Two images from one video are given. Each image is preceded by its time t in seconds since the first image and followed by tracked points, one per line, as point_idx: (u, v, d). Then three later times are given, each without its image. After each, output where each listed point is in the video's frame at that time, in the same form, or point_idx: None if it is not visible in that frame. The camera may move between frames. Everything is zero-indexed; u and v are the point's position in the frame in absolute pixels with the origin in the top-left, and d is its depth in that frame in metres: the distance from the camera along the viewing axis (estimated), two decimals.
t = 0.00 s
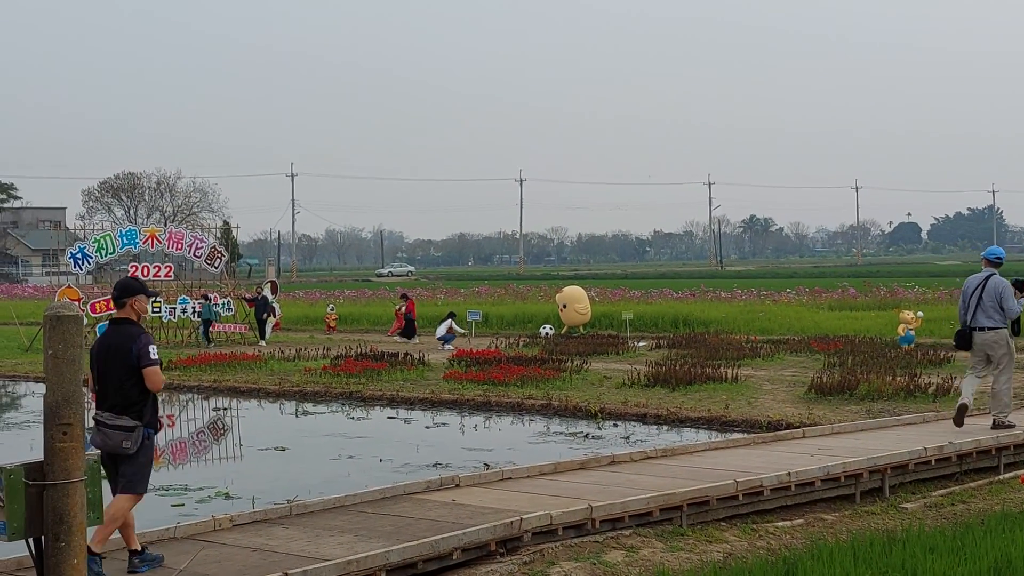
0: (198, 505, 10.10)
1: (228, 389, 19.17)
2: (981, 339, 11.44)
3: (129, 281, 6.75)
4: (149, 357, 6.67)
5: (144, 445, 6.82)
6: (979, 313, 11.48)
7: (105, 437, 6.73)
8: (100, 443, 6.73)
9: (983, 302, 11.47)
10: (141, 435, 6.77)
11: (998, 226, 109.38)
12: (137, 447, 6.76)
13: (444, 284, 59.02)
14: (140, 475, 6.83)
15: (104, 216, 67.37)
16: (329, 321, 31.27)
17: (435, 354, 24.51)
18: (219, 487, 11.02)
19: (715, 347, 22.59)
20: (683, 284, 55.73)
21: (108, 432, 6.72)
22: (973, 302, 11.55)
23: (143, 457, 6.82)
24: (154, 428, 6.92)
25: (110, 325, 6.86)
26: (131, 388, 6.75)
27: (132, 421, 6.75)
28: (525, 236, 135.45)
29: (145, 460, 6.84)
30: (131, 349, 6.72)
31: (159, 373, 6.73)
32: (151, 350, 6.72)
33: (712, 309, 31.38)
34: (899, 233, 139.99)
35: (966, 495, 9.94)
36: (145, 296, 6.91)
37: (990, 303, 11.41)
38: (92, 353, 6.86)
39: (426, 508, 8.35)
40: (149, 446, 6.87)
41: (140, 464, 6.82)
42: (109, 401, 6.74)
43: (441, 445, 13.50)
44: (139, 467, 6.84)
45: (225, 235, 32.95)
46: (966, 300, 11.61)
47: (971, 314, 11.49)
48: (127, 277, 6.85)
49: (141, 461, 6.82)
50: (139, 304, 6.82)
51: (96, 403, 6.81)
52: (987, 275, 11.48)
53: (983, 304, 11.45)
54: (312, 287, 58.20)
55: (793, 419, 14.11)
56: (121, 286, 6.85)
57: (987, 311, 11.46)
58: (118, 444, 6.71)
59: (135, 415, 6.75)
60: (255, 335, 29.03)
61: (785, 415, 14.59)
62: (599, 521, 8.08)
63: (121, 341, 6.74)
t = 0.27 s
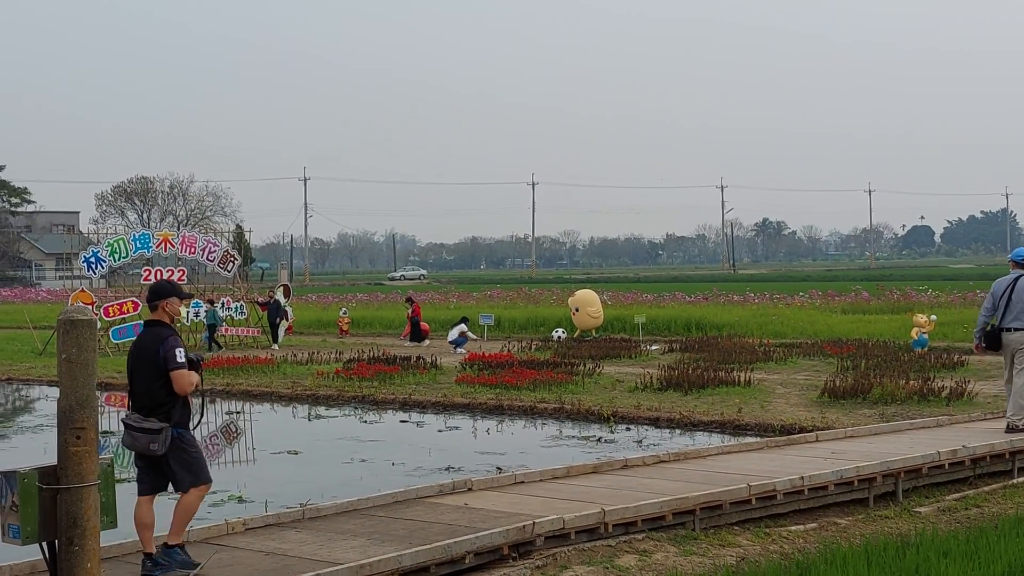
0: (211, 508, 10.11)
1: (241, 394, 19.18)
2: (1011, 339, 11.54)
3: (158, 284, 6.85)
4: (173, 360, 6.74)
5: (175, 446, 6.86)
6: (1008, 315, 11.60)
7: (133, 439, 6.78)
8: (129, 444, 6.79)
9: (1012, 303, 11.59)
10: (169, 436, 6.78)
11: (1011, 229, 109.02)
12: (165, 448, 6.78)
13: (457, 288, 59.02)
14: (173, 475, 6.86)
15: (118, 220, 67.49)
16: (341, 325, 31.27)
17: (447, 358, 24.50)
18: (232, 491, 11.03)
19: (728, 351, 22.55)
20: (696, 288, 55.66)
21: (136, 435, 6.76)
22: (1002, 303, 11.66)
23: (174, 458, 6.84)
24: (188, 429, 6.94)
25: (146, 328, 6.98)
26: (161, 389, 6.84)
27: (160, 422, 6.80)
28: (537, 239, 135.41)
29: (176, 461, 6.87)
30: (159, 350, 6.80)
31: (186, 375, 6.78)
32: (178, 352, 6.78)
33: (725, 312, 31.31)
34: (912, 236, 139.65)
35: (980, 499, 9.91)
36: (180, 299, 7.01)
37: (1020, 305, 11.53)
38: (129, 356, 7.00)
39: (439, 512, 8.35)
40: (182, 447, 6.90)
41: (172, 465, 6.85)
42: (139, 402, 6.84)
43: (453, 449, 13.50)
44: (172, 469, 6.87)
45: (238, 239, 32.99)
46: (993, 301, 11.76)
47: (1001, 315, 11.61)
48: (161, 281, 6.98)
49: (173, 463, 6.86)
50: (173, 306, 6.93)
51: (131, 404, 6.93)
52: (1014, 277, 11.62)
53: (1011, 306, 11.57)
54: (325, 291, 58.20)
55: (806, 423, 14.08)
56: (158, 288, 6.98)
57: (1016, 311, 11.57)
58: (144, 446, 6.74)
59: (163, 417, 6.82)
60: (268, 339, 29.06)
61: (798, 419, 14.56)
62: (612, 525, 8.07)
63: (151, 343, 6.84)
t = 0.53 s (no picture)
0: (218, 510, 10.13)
1: (248, 395, 19.20)
2: None
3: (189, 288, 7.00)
4: (200, 364, 6.85)
5: (203, 450, 6.93)
6: None
7: (162, 443, 6.88)
8: (160, 448, 6.87)
9: None
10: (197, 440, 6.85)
11: (1018, 231, 108.85)
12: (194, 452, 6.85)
13: (463, 289, 59.06)
14: (202, 480, 6.92)
15: (125, 222, 67.66)
16: (348, 327, 31.27)
17: (454, 361, 24.51)
18: (239, 493, 11.04)
19: (735, 352, 22.53)
20: (703, 290, 55.66)
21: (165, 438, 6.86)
22: None
23: (202, 463, 6.91)
24: (218, 434, 7.02)
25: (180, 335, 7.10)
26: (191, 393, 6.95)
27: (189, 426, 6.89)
28: (544, 241, 135.44)
29: (205, 465, 6.94)
30: (187, 355, 6.92)
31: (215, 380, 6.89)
32: (207, 357, 6.89)
33: (732, 314, 31.27)
34: (920, 238, 139.47)
35: (987, 501, 9.90)
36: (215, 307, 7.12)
37: None
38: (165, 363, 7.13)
39: (446, 514, 8.35)
40: (210, 451, 6.97)
41: (201, 469, 6.92)
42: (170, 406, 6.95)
43: (460, 451, 13.50)
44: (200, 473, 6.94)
45: (245, 242, 33.03)
46: (1013, 302, 11.78)
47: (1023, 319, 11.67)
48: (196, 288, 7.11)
49: (201, 467, 6.93)
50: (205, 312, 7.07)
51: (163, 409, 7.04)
52: None
53: None
54: (332, 292, 58.26)
55: (814, 425, 14.07)
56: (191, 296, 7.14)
57: None
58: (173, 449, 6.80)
59: (191, 422, 6.90)
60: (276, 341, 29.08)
61: (805, 421, 14.55)
62: (618, 527, 8.07)
63: (181, 348, 6.97)
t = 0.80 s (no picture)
0: (230, 512, 10.14)
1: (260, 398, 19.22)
2: None
3: (232, 287, 7.08)
4: (240, 363, 6.89)
5: (243, 449, 6.94)
6: None
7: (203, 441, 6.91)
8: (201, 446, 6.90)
9: None
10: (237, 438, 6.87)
11: None
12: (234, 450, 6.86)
13: (474, 292, 59.06)
14: (242, 478, 6.94)
15: (138, 224, 67.82)
16: (359, 329, 31.29)
17: (465, 363, 24.51)
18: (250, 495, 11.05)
19: (748, 355, 22.50)
20: (715, 292, 55.62)
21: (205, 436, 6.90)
22: None
23: (242, 461, 6.93)
24: (259, 434, 7.04)
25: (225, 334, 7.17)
26: (233, 392, 6.99)
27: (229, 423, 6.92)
28: (555, 244, 135.44)
29: (245, 463, 6.95)
30: (229, 354, 6.97)
31: (256, 378, 6.92)
32: (247, 356, 6.93)
33: (744, 317, 31.24)
34: (932, 241, 139.20)
35: (1000, 505, 9.87)
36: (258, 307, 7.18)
37: None
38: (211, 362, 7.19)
39: (457, 516, 8.35)
40: (251, 450, 6.99)
41: (241, 468, 6.93)
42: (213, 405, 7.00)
43: (471, 453, 13.51)
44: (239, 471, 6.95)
45: (257, 244, 33.08)
46: None
47: None
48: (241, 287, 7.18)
49: (241, 466, 6.94)
50: (248, 311, 7.12)
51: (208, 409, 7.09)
52: None
53: None
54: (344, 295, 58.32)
55: (826, 428, 14.05)
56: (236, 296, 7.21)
57: None
58: (212, 446, 6.83)
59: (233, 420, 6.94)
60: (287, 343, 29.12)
61: (817, 424, 14.53)
62: (630, 530, 8.06)
63: (224, 347, 7.03)
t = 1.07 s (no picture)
0: (244, 514, 10.16)
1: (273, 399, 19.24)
2: None
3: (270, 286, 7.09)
4: (275, 362, 6.90)
5: (274, 448, 6.95)
6: None
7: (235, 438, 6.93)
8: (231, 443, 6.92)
9: None
10: (269, 438, 6.89)
11: None
12: (264, 449, 6.88)
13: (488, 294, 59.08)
14: (271, 478, 6.94)
15: (152, 226, 67.99)
16: (373, 331, 31.31)
17: (478, 365, 24.53)
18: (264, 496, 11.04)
19: (762, 357, 22.48)
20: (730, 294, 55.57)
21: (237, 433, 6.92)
22: None
23: (271, 461, 6.93)
24: (291, 434, 7.04)
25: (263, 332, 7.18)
26: (267, 390, 7.00)
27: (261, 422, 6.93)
28: (568, 246, 135.41)
29: (275, 462, 6.95)
30: (265, 351, 6.98)
31: (290, 378, 6.91)
32: (282, 355, 6.93)
33: (758, 319, 31.20)
34: (947, 242, 138.84)
35: (1015, 507, 9.83)
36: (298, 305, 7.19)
37: None
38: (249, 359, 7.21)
39: (471, 518, 8.35)
40: (282, 450, 6.99)
41: (270, 467, 6.94)
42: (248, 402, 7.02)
43: (484, 455, 13.51)
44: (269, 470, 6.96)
45: (270, 246, 33.12)
46: None
47: None
48: (281, 285, 7.20)
49: (271, 465, 6.94)
50: (286, 310, 7.13)
51: (243, 406, 7.11)
52: None
53: None
54: (358, 297, 58.34)
55: (840, 430, 14.01)
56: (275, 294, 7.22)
57: None
58: (243, 444, 6.86)
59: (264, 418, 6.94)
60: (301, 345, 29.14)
61: (831, 426, 14.49)
62: (644, 532, 8.05)
63: (262, 345, 7.05)
